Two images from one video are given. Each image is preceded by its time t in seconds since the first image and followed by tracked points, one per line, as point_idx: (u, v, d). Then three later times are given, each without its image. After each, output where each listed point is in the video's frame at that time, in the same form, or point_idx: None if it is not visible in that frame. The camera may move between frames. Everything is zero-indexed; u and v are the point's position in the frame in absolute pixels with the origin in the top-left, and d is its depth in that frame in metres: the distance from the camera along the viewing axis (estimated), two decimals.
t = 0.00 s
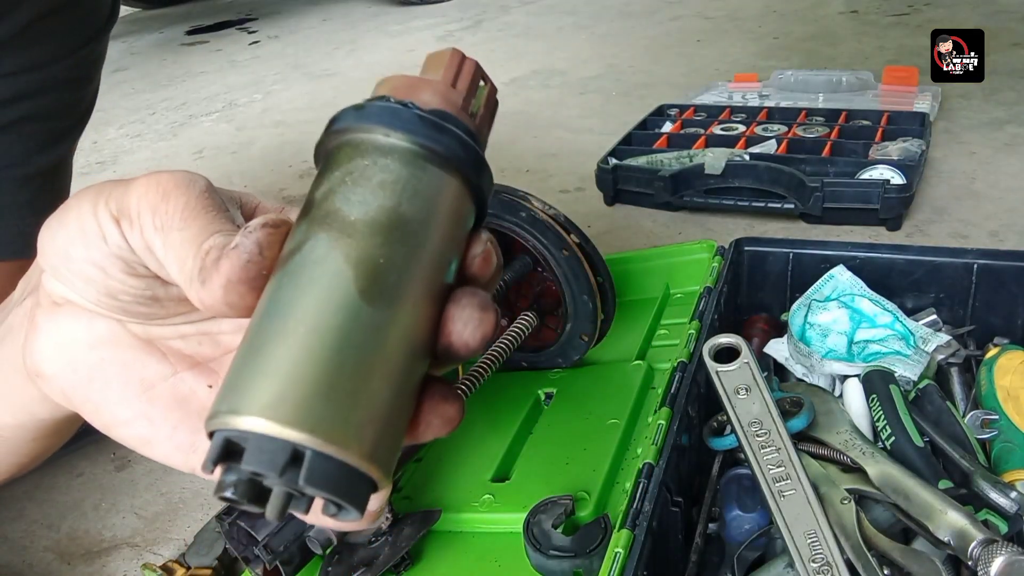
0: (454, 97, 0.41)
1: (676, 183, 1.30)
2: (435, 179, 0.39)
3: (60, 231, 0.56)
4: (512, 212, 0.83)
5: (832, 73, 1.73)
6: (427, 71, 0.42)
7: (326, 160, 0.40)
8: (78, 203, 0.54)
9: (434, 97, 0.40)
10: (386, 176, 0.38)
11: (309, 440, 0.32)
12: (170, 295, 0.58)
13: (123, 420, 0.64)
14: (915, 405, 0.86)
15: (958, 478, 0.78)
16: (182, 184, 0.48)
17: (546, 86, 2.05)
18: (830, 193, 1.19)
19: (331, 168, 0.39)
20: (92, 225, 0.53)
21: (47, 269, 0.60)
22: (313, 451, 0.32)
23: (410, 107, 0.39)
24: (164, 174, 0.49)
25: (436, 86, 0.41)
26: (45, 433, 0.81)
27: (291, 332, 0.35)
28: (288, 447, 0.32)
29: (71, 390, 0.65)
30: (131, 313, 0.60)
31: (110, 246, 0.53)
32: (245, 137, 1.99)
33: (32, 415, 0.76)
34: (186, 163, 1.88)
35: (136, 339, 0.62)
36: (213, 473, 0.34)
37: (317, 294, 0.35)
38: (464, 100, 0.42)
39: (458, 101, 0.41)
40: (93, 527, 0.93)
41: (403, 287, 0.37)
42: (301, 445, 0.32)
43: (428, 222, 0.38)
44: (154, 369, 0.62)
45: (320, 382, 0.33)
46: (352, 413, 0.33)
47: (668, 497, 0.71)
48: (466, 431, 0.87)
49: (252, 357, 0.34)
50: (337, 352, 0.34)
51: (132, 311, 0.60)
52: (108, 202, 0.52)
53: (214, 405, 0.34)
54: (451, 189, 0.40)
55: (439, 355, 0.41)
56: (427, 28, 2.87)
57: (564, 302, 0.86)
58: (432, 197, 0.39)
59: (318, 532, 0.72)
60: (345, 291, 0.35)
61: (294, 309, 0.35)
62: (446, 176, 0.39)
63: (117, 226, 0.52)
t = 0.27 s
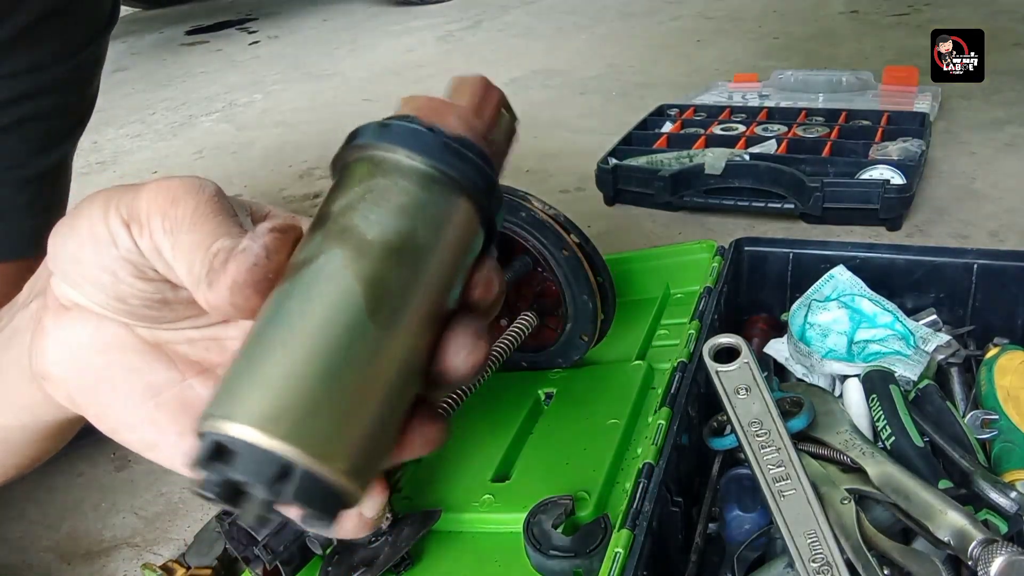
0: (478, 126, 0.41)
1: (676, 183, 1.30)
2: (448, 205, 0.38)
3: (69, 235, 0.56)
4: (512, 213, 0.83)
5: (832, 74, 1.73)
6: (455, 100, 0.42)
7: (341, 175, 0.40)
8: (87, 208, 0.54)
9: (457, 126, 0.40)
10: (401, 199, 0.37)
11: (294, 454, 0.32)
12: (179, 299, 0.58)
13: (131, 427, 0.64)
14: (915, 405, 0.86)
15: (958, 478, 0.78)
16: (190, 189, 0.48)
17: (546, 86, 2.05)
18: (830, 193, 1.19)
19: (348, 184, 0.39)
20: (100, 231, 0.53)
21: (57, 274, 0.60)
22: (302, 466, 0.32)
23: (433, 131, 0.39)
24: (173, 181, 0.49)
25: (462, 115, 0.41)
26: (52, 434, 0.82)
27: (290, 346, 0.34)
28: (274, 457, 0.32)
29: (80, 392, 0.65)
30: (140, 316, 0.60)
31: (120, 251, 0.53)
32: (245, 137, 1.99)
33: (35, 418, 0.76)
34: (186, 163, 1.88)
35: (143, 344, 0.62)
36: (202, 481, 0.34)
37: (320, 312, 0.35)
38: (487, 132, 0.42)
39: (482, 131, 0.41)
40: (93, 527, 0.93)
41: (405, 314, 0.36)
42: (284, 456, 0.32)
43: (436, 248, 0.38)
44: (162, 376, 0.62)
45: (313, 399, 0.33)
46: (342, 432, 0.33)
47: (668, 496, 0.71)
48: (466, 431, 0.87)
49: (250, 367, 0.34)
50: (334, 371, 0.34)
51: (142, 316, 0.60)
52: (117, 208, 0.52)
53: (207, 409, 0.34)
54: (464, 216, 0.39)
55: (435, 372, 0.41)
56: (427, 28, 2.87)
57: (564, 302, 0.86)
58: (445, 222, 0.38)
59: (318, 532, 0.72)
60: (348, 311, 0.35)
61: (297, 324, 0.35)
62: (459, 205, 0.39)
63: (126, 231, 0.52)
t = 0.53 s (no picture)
0: (541, 271, 0.36)
1: (676, 183, 1.29)
2: (459, 310, 0.34)
3: (84, 251, 0.57)
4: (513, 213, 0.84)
5: (832, 74, 1.73)
6: (560, 232, 0.38)
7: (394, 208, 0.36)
8: (99, 224, 0.55)
9: (524, 272, 0.36)
10: (418, 269, 0.33)
11: (150, 441, 0.30)
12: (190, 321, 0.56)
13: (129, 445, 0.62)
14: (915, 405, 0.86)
15: (958, 478, 0.78)
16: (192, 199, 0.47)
17: (546, 86, 2.05)
18: (830, 192, 1.19)
19: (387, 216, 0.35)
20: (108, 245, 0.53)
21: (65, 288, 0.60)
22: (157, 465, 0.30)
23: (498, 243, 0.35)
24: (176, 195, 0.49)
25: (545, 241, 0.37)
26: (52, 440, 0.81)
27: (223, 345, 0.31)
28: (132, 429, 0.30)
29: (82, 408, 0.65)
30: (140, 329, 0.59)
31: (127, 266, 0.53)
32: (245, 137, 1.99)
33: (36, 424, 0.76)
34: (186, 163, 1.88)
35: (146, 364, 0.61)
36: (77, 381, 0.32)
37: (266, 342, 0.31)
38: (556, 266, 0.37)
39: (550, 269, 0.37)
40: (93, 527, 0.93)
41: (345, 388, 0.33)
42: (140, 434, 0.30)
43: (417, 341, 0.34)
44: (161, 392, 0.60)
45: (204, 417, 0.30)
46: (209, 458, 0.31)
47: (668, 497, 0.71)
48: (466, 430, 0.87)
49: (183, 336, 0.31)
50: (242, 405, 0.31)
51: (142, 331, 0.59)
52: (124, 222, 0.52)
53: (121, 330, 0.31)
54: (464, 329, 0.34)
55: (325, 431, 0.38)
56: (427, 27, 2.87)
57: (564, 302, 0.87)
58: (441, 324, 0.34)
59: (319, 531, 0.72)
60: (293, 357, 0.31)
61: (246, 334, 0.31)
62: (466, 319, 0.34)
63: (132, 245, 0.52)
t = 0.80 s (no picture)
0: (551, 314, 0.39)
1: (676, 183, 1.30)
2: (470, 336, 0.35)
3: (93, 251, 0.56)
4: (513, 213, 0.84)
5: (832, 74, 1.73)
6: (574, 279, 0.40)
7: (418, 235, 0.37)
8: (109, 225, 0.55)
9: (539, 317, 0.38)
10: (436, 296, 0.34)
11: (154, 433, 0.30)
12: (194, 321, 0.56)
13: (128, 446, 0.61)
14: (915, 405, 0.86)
15: (958, 477, 0.78)
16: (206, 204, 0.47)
17: (546, 86, 2.05)
18: (830, 192, 1.19)
19: (410, 240, 0.37)
20: (119, 246, 0.53)
21: (71, 289, 0.60)
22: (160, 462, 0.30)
23: (518, 282, 0.37)
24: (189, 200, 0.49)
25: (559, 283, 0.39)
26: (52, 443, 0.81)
27: (241, 345, 0.31)
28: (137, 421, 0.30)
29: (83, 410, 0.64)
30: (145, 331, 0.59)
31: (137, 267, 0.52)
32: (245, 137, 1.99)
33: (36, 429, 0.76)
34: (186, 163, 1.88)
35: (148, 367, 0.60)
36: (86, 359, 0.32)
37: (280, 351, 0.32)
38: (567, 308, 0.39)
39: (561, 312, 0.39)
40: (93, 527, 0.93)
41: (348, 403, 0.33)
42: (144, 426, 0.30)
43: (425, 362, 0.34)
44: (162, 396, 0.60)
45: (209, 418, 0.30)
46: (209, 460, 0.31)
47: (667, 497, 0.71)
48: (466, 430, 0.87)
49: (199, 331, 0.31)
50: (249, 412, 0.31)
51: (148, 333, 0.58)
52: (136, 224, 0.52)
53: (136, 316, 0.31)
54: (472, 357, 0.35)
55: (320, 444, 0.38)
56: (426, 28, 2.87)
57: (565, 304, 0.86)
58: (451, 348, 0.35)
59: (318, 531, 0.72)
60: (305, 369, 0.32)
61: (262, 339, 0.31)
62: (475, 347, 0.35)
63: (142, 247, 0.51)
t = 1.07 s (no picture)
0: (551, 319, 0.36)
1: (676, 183, 1.30)
2: (480, 364, 0.33)
3: (84, 263, 0.53)
4: (512, 212, 0.84)
5: (832, 74, 1.73)
6: (564, 278, 0.37)
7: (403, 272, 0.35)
8: (107, 233, 0.51)
9: (532, 302, 0.35)
10: (441, 326, 0.32)
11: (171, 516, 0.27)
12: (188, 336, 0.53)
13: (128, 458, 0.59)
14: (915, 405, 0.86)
15: (957, 477, 0.78)
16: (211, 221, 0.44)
17: (546, 86, 2.05)
18: (830, 192, 1.19)
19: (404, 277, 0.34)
20: (111, 258, 0.50)
21: (67, 297, 0.57)
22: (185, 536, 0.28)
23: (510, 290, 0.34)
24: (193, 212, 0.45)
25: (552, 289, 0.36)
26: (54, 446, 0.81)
27: (248, 408, 0.29)
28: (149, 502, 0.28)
29: (83, 418, 0.62)
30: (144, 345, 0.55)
31: (132, 281, 0.50)
32: (245, 137, 1.99)
33: (35, 433, 0.76)
34: (186, 163, 1.88)
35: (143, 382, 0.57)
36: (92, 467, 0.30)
37: (281, 402, 0.30)
38: (566, 316, 0.36)
39: (561, 317, 0.36)
40: (93, 528, 0.93)
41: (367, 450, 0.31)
42: (164, 516, 0.28)
43: (439, 398, 0.32)
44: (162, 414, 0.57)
45: (223, 484, 0.28)
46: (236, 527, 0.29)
47: (667, 496, 0.71)
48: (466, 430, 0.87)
49: (191, 400, 0.29)
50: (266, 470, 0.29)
51: (147, 347, 0.55)
52: (135, 238, 0.48)
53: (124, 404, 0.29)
54: (486, 384, 0.33)
55: (351, 508, 0.36)
56: (426, 28, 2.87)
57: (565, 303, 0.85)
58: (463, 379, 0.33)
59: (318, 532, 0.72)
60: (312, 418, 0.30)
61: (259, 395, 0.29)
62: (490, 372, 0.33)
63: (140, 261, 0.48)
